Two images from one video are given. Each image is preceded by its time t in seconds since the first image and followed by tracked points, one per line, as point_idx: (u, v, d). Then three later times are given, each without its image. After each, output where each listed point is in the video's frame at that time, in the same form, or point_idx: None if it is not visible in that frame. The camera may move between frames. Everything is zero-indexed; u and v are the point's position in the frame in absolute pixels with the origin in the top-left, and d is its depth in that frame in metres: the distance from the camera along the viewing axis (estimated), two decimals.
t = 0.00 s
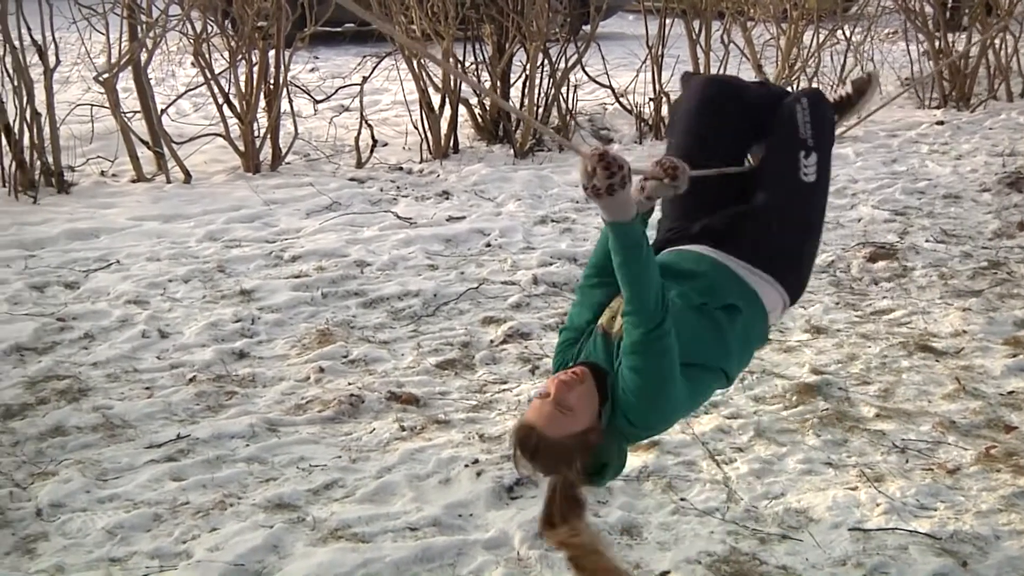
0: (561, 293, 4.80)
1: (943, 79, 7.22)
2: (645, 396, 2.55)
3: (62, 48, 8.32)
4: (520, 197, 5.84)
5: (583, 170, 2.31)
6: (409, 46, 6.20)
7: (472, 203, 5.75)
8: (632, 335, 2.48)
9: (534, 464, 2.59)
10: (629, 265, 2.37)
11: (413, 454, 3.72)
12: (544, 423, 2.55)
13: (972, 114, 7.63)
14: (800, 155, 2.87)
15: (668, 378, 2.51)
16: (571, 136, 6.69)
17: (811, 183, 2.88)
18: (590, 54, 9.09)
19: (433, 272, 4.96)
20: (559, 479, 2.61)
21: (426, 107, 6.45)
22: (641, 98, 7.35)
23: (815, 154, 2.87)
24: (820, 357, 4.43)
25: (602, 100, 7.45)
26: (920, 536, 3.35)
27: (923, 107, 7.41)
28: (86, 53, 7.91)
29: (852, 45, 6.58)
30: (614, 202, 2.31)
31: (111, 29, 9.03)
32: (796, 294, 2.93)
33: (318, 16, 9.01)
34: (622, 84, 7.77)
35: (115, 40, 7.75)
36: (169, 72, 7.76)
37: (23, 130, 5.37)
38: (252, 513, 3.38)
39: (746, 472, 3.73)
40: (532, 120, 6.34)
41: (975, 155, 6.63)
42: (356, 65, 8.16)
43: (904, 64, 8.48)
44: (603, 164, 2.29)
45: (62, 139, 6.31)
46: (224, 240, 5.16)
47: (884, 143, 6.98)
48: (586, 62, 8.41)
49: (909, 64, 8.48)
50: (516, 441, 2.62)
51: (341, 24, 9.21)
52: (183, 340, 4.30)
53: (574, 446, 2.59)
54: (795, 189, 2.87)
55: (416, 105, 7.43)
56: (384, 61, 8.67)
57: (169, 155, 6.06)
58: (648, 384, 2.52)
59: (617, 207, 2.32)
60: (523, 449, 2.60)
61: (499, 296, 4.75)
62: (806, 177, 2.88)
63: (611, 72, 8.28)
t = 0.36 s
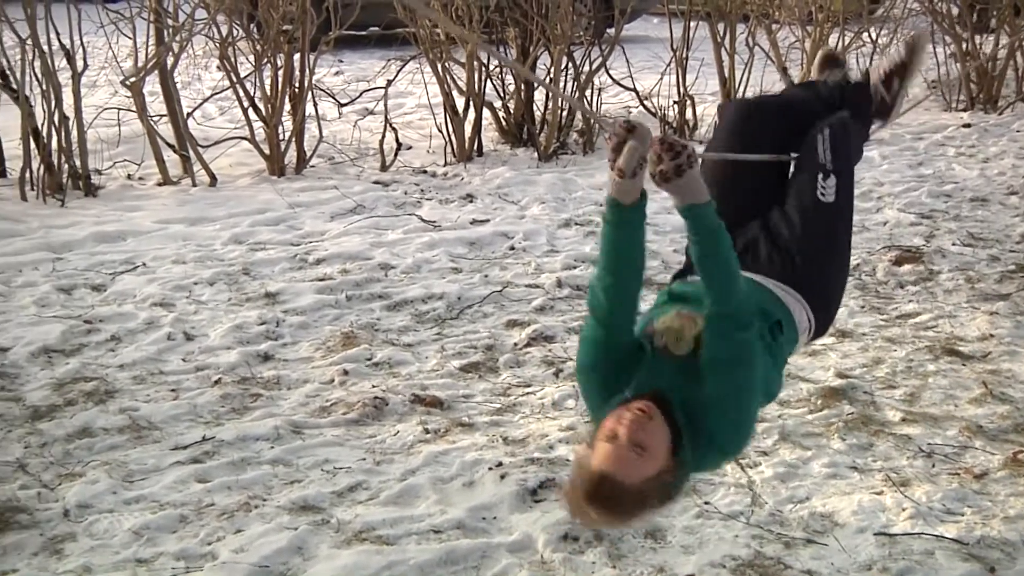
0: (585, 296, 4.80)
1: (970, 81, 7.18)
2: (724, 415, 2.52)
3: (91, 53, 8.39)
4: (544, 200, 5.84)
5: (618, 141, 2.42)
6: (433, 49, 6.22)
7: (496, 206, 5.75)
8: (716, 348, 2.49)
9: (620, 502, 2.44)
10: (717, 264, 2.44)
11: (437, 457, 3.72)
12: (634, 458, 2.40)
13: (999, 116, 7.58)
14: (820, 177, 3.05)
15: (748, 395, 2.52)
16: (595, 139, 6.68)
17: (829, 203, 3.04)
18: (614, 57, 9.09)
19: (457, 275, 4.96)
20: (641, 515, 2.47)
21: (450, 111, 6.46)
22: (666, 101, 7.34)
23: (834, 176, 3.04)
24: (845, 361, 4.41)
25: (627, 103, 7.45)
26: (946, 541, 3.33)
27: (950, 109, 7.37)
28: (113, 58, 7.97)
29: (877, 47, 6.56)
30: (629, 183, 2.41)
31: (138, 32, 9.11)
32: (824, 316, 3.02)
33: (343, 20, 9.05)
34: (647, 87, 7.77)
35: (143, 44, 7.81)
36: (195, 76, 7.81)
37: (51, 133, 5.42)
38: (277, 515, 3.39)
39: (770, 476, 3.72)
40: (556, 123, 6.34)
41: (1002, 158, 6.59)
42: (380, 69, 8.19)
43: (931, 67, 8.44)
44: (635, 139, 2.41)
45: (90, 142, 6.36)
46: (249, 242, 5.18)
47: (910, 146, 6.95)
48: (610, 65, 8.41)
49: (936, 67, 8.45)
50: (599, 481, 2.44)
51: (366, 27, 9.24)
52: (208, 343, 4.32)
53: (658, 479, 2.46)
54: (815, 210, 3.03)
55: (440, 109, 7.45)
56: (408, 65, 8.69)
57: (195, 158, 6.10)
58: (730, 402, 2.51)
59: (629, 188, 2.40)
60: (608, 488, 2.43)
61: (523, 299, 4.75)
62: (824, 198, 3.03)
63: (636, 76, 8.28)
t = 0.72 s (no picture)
0: (609, 296, 4.79)
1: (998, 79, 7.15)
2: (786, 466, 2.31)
3: (117, 54, 8.45)
4: (567, 200, 5.84)
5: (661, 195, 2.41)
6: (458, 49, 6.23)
7: (520, 206, 5.75)
8: (778, 391, 2.35)
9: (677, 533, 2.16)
10: (777, 302, 2.36)
11: (460, 456, 3.72)
12: (686, 476, 2.18)
13: None
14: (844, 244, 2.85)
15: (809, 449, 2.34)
16: (619, 139, 6.67)
17: (855, 271, 2.83)
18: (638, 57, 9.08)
19: (481, 274, 4.97)
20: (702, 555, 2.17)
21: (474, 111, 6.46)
22: (691, 101, 7.33)
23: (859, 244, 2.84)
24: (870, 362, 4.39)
25: (651, 103, 7.43)
26: (973, 543, 3.31)
27: (977, 108, 7.34)
28: (139, 59, 8.02)
29: (904, 47, 6.53)
30: (669, 238, 2.39)
31: (165, 33, 9.17)
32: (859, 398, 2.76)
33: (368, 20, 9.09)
34: (671, 88, 7.76)
35: (169, 45, 7.86)
36: (220, 76, 7.86)
37: (78, 134, 5.46)
38: (302, 514, 3.40)
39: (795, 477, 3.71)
40: (580, 123, 6.34)
41: None
42: (405, 69, 8.21)
43: (958, 66, 8.41)
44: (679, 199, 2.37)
45: (116, 143, 6.40)
46: (274, 242, 5.20)
47: (937, 145, 6.91)
48: (635, 65, 8.41)
49: (963, 66, 8.41)
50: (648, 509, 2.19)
51: (390, 28, 9.27)
52: (233, 342, 4.33)
53: (718, 513, 2.20)
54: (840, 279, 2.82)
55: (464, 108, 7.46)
56: (432, 64, 8.71)
57: (220, 159, 6.13)
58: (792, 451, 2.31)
59: (665, 244, 2.39)
60: (659, 516, 2.18)
61: (547, 299, 4.75)
62: (849, 265, 2.83)
63: (660, 76, 8.28)
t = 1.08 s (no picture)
0: (634, 294, 4.78)
1: None
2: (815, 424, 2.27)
3: (144, 51, 8.50)
4: (592, 197, 5.84)
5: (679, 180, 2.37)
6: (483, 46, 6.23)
7: (545, 203, 5.75)
8: (795, 338, 2.28)
9: (719, 508, 2.09)
10: (796, 248, 2.26)
11: (485, 454, 3.72)
12: (717, 450, 2.15)
13: None
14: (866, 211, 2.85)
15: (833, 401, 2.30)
16: (644, 136, 6.65)
17: (875, 238, 2.85)
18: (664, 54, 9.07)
19: (505, 272, 4.97)
20: (752, 528, 2.10)
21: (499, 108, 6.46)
22: (716, 98, 7.31)
23: (881, 210, 2.84)
24: (897, 361, 4.37)
25: (677, 101, 7.42)
26: (1001, 545, 3.28)
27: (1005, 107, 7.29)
28: (166, 56, 8.07)
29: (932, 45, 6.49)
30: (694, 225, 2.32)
31: (191, 30, 9.23)
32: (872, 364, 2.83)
33: (394, 17, 9.11)
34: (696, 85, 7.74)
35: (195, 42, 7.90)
36: (246, 73, 7.89)
37: (105, 131, 5.49)
38: (327, 511, 3.41)
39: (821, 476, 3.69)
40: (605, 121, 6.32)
41: None
42: (430, 66, 8.22)
43: (986, 64, 8.35)
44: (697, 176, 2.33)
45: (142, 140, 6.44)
46: (299, 239, 5.21)
47: (964, 144, 6.87)
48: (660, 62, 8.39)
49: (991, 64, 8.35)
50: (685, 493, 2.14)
51: (415, 25, 9.28)
52: (259, 338, 4.35)
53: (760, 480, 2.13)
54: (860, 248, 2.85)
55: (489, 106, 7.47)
56: (457, 61, 8.72)
57: (245, 155, 6.15)
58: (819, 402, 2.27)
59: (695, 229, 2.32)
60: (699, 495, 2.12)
61: (571, 297, 4.75)
62: (870, 233, 2.85)
63: (686, 73, 8.27)
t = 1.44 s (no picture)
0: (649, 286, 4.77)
1: None
2: (752, 424, 2.19)
3: (159, 42, 8.52)
4: (607, 189, 5.83)
5: (630, 141, 2.19)
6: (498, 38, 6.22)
7: (559, 195, 5.75)
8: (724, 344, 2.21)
9: (640, 491, 2.14)
10: (715, 253, 2.11)
11: (499, 446, 3.71)
12: (650, 429, 2.16)
13: None
14: (843, 197, 2.65)
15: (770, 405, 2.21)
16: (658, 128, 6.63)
17: (856, 226, 2.64)
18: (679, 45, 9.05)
19: (519, 264, 4.96)
20: (666, 512, 2.13)
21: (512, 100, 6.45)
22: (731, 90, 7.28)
23: (857, 194, 2.64)
24: (912, 354, 4.35)
25: (691, 93, 7.40)
26: (1017, 538, 3.27)
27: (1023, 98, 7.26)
28: (181, 47, 8.09)
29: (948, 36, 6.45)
30: (666, 169, 2.14)
31: (207, 22, 9.27)
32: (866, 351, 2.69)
33: (408, 9, 9.12)
34: (711, 77, 7.73)
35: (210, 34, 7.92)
36: (261, 64, 7.90)
37: (119, 122, 5.50)
38: (341, 502, 3.40)
39: (836, 469, 3.68)
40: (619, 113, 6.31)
41: None
42: (444, 57, 8.22)
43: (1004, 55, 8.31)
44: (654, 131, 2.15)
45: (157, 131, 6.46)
46: (313, 231, 5.21)
47: (980, 136, 6.84)
48: (675, 54, 8.38)
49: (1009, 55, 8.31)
50: (614, 471, 2.17)
51: (429, 16, 9.28)
52: (273, 330, 4.35)
53: (684, 464, 2.14)
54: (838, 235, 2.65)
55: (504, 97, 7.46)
56: (471, 53, 8.71)
57: (259, 147, 6.16)
58: (748, 412, 2.19)
59: (673, 173, 2.14)
60: (624, 473, 2.15)
61: (585, 289, 4.74)
62: (850, 221, 2.64)
63: (700, 65, 8.26)
